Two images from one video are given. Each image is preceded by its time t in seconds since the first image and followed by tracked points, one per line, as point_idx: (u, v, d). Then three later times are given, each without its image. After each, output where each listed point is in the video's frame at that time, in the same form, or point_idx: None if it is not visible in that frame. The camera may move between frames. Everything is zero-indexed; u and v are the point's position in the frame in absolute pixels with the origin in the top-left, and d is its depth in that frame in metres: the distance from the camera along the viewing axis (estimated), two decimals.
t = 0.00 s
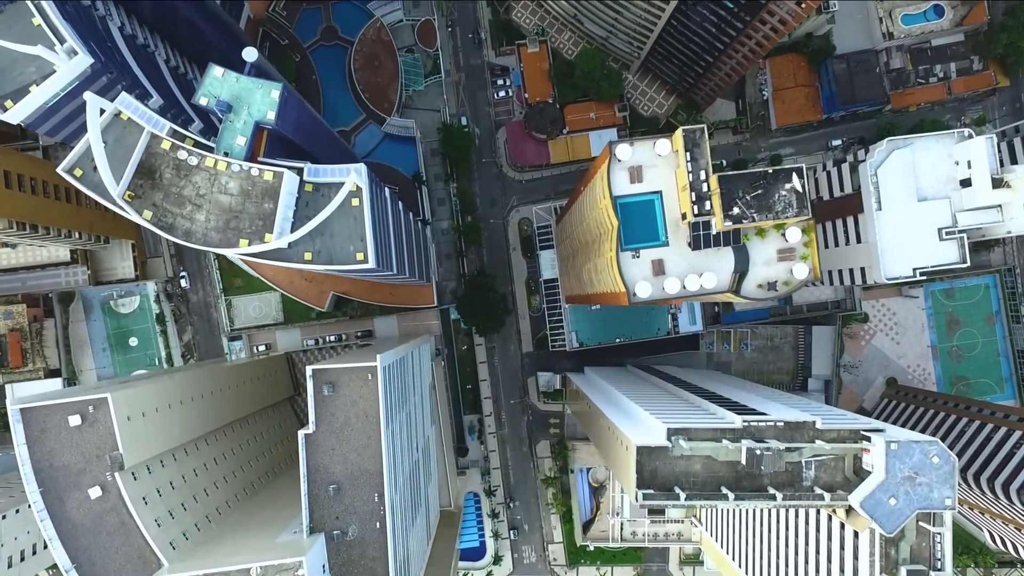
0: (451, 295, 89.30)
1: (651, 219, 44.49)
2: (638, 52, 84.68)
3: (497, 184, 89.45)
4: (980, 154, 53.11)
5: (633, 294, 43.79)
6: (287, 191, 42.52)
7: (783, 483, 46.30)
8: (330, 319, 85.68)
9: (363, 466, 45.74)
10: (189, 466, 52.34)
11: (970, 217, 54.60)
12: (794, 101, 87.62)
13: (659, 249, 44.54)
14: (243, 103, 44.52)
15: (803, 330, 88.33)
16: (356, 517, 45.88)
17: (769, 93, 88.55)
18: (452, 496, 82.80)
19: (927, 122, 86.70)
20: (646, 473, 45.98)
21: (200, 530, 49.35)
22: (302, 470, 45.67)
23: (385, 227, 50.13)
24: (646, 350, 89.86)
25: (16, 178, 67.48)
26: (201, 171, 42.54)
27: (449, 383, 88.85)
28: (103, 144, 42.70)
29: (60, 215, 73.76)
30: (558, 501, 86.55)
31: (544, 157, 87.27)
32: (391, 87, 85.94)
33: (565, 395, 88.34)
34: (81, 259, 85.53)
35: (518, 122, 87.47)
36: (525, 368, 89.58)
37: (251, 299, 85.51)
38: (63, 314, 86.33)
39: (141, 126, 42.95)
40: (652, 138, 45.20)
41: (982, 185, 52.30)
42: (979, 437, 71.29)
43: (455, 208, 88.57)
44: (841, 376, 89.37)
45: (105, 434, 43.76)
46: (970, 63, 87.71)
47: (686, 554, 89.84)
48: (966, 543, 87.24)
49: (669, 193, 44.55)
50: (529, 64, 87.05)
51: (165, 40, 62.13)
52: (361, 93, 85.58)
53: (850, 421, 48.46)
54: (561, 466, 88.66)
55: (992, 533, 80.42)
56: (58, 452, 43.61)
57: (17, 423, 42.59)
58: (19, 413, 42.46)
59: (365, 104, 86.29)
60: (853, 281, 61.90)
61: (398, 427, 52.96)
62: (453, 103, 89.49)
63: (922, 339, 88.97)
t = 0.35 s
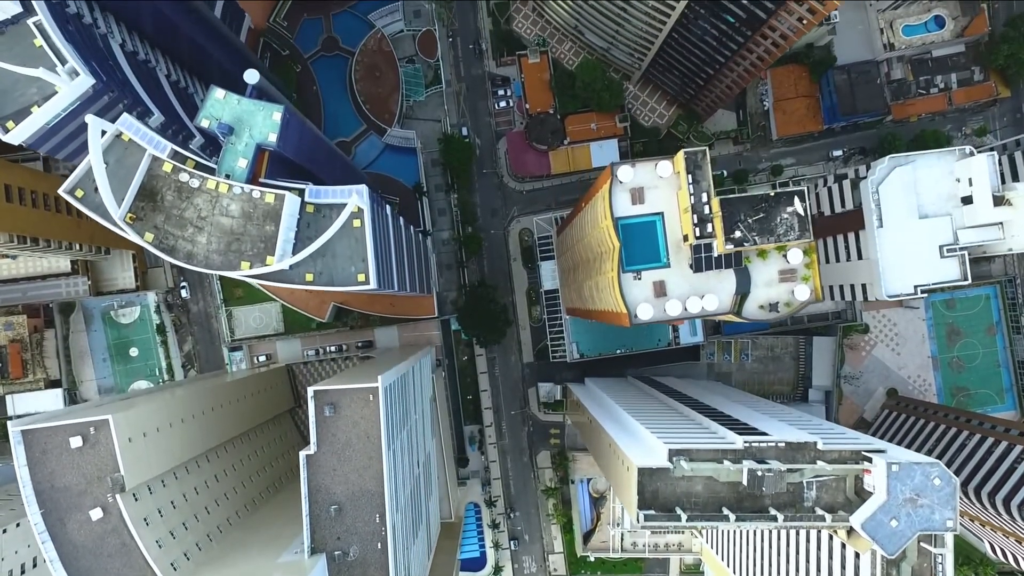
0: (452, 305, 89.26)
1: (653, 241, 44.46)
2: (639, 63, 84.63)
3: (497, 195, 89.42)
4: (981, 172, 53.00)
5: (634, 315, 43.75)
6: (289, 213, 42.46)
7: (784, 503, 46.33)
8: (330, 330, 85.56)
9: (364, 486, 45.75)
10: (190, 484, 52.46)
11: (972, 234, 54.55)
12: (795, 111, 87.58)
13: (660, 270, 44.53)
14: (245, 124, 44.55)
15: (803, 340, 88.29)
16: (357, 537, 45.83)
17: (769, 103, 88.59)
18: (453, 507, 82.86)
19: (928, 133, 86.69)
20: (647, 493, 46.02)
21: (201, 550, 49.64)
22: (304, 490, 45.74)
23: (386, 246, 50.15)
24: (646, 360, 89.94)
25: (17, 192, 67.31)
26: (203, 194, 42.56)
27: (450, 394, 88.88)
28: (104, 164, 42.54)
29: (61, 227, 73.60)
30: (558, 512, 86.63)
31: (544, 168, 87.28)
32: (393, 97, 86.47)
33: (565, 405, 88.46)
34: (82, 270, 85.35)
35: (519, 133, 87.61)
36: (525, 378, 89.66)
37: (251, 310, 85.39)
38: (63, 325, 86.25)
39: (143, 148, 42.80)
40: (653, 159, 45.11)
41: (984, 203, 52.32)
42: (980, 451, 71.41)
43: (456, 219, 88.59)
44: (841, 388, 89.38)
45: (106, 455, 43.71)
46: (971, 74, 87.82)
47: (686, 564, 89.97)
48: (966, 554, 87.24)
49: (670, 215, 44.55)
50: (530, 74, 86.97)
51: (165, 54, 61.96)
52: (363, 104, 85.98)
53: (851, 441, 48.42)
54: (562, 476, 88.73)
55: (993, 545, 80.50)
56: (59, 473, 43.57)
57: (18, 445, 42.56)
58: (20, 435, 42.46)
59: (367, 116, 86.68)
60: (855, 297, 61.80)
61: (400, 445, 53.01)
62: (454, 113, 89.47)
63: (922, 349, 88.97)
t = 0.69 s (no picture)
0: (453, 318, 89.21)
1: (654, 265, 44.45)
2: (640, 76, 84.61)
3: (498, 207, 89.34)
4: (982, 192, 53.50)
5: (636, 341, 43.80)
6: (290, 239, 42.46)
7: (785, 527, 46.42)
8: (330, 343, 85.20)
9: (365, 511, 45.74)
10: (191, 505, 52.53)
11: (972, 254, 54.78)
12: (795, 124, 87.58)
13: (662, 295, 44.53)
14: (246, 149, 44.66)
15: (804, 353, 88.29)
16: (358, 561, 45.81)
17: (770, 115, 88.61)
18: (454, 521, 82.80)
19: (929, 145, 86.73)
20: (649, 517, 45.99)
21: (202, 572, 49.79)
22: (305, 514, 45.74)
23: (388, 268, 50.11)
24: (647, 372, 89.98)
25: (18, 207, 67.24)
26: (205, 220, 42.54)
27: (451, 406, 88.90)
28: (105, 189, 42.45)
29: (62, 242, 73.69)
30: (559, 524, 86.73)
31: (545, 180, 87.41)
32: (394, 110, 86.53)
33: (566, 417, 88.61)
34: (83, 283, 86.04)
35: (520, 145, 87.42)
36: (526, 391, 89.68)
37: (252, 322, 85.21)
38: (63, 337, 86.20)
39: (145, 172, 42.69)
40: (655, 184, 45.03)
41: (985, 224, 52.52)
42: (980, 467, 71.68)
43: (457, 232, 88.64)
44: (842, 401, 89.29)
45: (107, 480, 43.68)
46: (971, 86, 87.96)
47: None
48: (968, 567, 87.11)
49: (672, 240, 44.53)
50: (530, 87, 87.08)
51: (166, 71, 61.94)
52: (364, 117, 86.13)
53: (853, 463, 48.43)
54: (563, 489, 88.72)
55: (993, 559, 80.49)
56: (60, 498, 43.56)
57: (19, 470, 42.52)
58: (21, 461, 42.48)
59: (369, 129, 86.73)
60: (855, 316, 61.51)
61: (401, 466, 53.02)
62: (455, 125, 89.33)
63: (923, 362, 89.00)
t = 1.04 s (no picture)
0: (453, 328, 89.12)
1: (655, 288, 44.43)
2: (641, 88, 84.49)
3: (498, 218, 89.26)
4: (983, 210, 53.95)
5: (637, 365, 43.75)
6: (292, 263, 42.46)
7: (786, 549, 46.49)
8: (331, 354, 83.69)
9: (366, 532, 45.72)
10: (191, 524, 52.51)
11: (972, 272, 55.09)
12: (795, 135, 87.62)
13: (663, 318, 44.44)
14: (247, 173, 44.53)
15: (804, 364, 88.26)
16: None
17: (771, 126, 88.57)
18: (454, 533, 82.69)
19: (929, 156, 86.72)
20: (649, 539, 45.92)
21: None
22: (306, 536, 45.69)
23: (389, 288, 50.16)
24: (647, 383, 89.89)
25: (18, 221, 66.82)
26: (205, 244, 42.42)
27: (450, 417, 88.91)
28: (106, 212, 42.35)
29: (61, 255, 73.85)
30: (559, 536, 86.72)
31: (546, 192, 87.52)
32: (395, 121, 86.95)
33: (566, 429, 88.54)
34: (83, 294, 86.08)
35: (520, 157, 87.61)
36: (526, 402, 89.73)
37: (251, 333, 83.85)
38: (63, 348, 86.17)
39: (145, 196, 42.53)
40: (657, 207, 44.99)
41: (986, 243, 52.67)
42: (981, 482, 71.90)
43: (457, 243, 88.61)
44: (842, 413, 89.19)
45: (107, 503, 43.62)
46: (972, 98, 88.08)
47: None
48: None
49: (673, 263, 44.48)
50: (530, 98, 86.85)
51: (167, 87, 61.93)
52: (365, 128, 86.45)
53: (853, 484, 48.50)
54: (563, 500, 88.73)
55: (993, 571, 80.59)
56: (60, 521, 43.51)
57: (19, 493, 42.46)
58: (22, 484, 42.43)
59: (369, 140, 87.14)
60: (855, 332, 61.21)
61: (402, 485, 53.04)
62: (456, 136, 89.16)
63: (923, 373, 89.03)
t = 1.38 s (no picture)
0: (453, 340, 89.12)
1: (656, 311, 44.38)
2: (642, 100, 84.41)
3: (499, 229, 89.18)
4: (984, 229, 54.29)
5: (638, 389, 43.83)
6: (293, 288, 42.46)
7: (786, 571, 46.61)
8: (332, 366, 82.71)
9: (366, 554, 45.68)
10: (192, 544, 52.52)
11: (973, 291, 55.16)
12: (796, 146, 87.72)
13: (664, 341, 44.47)
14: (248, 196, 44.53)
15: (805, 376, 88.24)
16: None
17: (771, 138, 88.60)
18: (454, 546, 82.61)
19: (929, 168, 86.73)
20: (650, 561, 45.90)
21: None
22: (307, 559, 45.62)
23: (390, 309, 50.15)
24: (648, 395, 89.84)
25: (19, 236, 67.07)
26: (206, 268, 42.35)
27: (450, 429, 88.93)
28: (108, 235, 42.44)
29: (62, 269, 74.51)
30: (560, 547, 86.73)
31: (546, 204, 87.60)
32: (395, 133, 86.95)
33: (566, 440, 88.43)
34: (83, 306, 86.32)
35: (521, 169, 87.89)
36: (527, 413, 89.80)
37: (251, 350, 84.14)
38: (63, 360, 86.29)
39: (146, 219, 42.39)
40: (658, 230, 44.92)
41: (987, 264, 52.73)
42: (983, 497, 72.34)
43: (458, 254, 88.58)
44: (842, 425, 89.13)
45: (107, 526, 43.60)
46: (973, 110, 88.24)
47: None
48: None
49: (674, 286, 44.44)
50: (530, 110, 86.89)
51: (168, 103, 61.94)
52: (365, 140, 86.58)
53: (854, 506, 48.56)
54: (563, 512, 88.77)
55: None
56: (61, 545, 43.54)
57: (20, 517, 42.47)
58: (23, 509, 42.53)
59: (370, 152, 87.19)
60: (856, 349, 61.18)
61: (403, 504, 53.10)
62: (456, 147, 89.01)
63: (924, 385, 89.04)
